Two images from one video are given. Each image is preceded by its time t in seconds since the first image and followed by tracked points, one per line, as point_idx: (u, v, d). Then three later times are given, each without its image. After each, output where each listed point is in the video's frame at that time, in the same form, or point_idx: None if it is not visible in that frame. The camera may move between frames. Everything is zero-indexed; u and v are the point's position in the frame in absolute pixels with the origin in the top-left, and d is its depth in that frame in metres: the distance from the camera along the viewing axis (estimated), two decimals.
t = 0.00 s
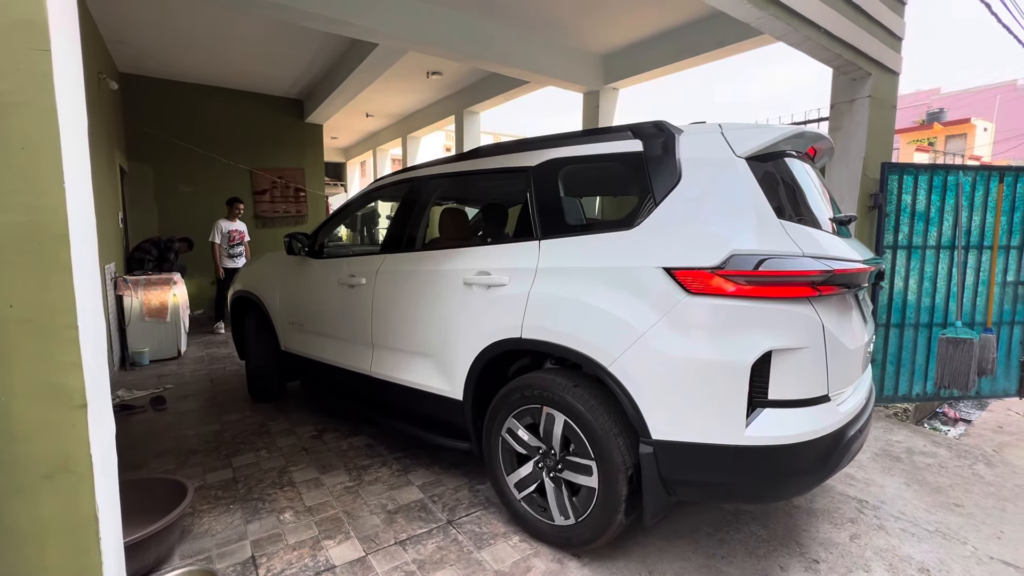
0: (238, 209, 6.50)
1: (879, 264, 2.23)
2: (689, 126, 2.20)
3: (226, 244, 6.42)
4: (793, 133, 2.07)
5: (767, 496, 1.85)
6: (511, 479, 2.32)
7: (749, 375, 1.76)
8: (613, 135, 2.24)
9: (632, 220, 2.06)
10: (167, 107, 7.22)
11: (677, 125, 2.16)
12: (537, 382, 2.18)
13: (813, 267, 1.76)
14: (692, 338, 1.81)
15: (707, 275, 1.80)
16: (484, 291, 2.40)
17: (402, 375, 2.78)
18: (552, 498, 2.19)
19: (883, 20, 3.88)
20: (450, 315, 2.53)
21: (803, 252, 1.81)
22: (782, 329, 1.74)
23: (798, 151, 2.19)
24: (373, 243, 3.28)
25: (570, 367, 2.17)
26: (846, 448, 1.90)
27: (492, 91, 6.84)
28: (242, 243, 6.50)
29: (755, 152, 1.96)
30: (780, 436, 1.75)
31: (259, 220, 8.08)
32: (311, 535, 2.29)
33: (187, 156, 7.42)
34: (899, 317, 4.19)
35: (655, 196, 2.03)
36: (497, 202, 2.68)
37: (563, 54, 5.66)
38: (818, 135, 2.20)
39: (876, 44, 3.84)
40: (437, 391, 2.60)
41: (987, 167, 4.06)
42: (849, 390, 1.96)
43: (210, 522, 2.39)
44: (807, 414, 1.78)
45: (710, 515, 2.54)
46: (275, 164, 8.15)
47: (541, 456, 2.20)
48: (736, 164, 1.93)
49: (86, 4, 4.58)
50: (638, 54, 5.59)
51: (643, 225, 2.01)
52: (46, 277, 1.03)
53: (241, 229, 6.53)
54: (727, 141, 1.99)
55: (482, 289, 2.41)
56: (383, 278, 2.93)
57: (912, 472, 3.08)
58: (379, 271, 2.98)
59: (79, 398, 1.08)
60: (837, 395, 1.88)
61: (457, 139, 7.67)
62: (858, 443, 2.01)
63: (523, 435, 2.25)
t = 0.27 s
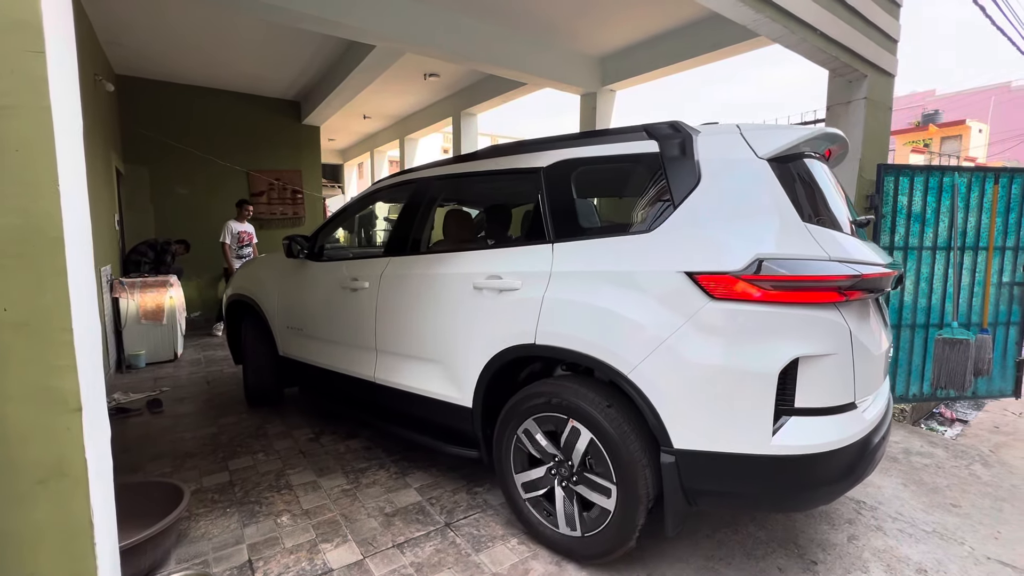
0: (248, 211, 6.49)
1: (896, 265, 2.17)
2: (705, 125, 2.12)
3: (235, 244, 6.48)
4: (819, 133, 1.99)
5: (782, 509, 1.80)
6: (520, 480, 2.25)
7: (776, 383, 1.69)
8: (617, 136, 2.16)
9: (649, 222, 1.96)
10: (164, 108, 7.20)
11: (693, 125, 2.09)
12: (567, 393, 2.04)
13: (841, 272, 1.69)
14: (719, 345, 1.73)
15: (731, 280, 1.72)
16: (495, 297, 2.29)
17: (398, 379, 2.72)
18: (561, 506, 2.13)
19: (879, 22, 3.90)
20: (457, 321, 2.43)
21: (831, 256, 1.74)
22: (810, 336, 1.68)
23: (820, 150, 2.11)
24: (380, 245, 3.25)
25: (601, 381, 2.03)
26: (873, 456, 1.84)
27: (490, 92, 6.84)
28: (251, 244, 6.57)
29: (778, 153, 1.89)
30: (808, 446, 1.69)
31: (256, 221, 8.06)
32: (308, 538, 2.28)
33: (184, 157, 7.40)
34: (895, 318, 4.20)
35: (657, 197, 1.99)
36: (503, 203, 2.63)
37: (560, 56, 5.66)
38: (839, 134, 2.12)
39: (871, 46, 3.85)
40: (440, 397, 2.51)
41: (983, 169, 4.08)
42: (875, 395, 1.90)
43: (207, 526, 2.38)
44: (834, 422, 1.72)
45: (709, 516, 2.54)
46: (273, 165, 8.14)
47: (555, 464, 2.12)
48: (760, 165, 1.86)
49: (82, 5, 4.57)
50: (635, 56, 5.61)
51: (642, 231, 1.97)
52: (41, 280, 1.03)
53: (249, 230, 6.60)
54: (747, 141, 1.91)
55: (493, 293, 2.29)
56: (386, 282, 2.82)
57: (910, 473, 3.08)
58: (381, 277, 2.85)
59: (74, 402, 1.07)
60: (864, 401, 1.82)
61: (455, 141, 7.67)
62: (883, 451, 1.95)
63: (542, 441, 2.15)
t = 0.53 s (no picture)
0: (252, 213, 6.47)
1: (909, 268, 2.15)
2: (716, 126, 2.08)
3: (239, 246, 6.44)
4: (838, 135, 1.96)
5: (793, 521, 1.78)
6: (529, 480, 2.21)
7: (803, 390, 1.65)
8: (609, 140, 2.16)
9: (668, 225, 1.91)
10: (160, 110, 7.18)
11: (709, 126, 2.04)
12: (601, 411, 1.94)
13: (866, 276, 1.67)
14: (743, 352, 1.69)
15: (754, 285, 1.68)
16: (507, 302, 2.23)
17: (395, 383, 2.69)
18: (568, 512, 2.09)
19: (873, 25, 3.93)
20: (465, 327, 2.37)
21: (854, 260, 1.71)
22: (837, 341, 1.65)
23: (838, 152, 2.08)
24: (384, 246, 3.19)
25: (636, 403, 1.94)
26: (895, 463, 1.81)
27: (487, 94, 6.85)
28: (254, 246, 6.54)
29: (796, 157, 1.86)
30: (830, 453, 1.65)
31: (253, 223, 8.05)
32: (306, 541, 2.27)
33: (181, 159, 7.39)
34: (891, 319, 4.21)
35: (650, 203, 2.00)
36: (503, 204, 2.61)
37: (557, 58, 5.67)
38: (858, 135, 2.09)
39: (866, 48, 3.87)
40: (443, 403, 2.48)
41: (977, 170, 4.11)
42: (896, 401, 1.87)
43: (204, 529, 2.37)
44: (859, 428, 1.69)
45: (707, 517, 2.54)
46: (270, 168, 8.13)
47: (570, 473, 2.07)
48: (780, 169, 1.82)
49: (78, 7, 4.56)
50: (631, 58, 5.62)
51: (633, 237, 1.99)
52: (37, 283, 1.03)
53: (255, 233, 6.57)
54: (766, 144, 1.88)
55: (505, 298, 2.24)
56: (390, 284, 2.75)
57: (906, 472, 3.10)
58: (387, 279, 2.77)
59: (70, 405, 1.07)
60: (887, 406, 1.79)
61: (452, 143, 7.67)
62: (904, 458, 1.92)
63: (563, 449, 2.08)
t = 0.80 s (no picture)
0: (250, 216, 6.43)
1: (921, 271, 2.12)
2: (727, 127, 2.05)
3: (236, 248, 6.41)
4: (855, 138, 1.92)
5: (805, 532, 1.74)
6: (536, 479, 2.14)
7: (825, 398, 1.60)
8: (603, 144, 2.16)
9: (683, 230, 1.85)
10: (156, 112, 7.16)
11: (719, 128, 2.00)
12: (630, 427, 1.84)
13: (888, 283, 1.62)
14: (761, 361, 1.64)
15: (774, 291, 1.63)
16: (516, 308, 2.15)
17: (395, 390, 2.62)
18: (574, 515, 2.05)
19: (867, 27, 3.95)
20: (470, 332, 2.29)
21: (875, 266, 1.67)
22: (861, 349, 1.60)
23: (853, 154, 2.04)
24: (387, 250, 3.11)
25: (663, 422, 1.85)
26: (913, 471, 1.78)
27: (484, 96, 6.86)
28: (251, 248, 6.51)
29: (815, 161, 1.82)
30: (852, 463, 1.61)
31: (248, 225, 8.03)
32: (304, 544, 2.27)
33: (176, 161, 7.37)
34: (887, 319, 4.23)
35: (645, 207, 1.99)
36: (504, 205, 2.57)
37: (554, 60, 5.69)
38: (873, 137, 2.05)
39: (861, 50, 3.89)
40: (451, 411, 2.38)
41: (970, 171, 4.13)
42: (914, 408, 1.83)
43: (201, 533, 2.36)
44: (881, 437, 1.65)
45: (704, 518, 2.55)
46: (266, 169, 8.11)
47: (581, 481, 2.01)
48: (799, 172, 1.77)
49: (72, 8, 4.54)
50: (627, 59, 5.64)
51: (625, 243, 1.97)
52: (34, 286, 1.02)
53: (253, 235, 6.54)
54: (783, 148, 1.84)
55: (514, 304, 2.16)
56: (392, 290, 2.66)
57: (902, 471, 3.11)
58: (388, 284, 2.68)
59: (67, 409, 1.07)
60: (907, 414, 1.75)
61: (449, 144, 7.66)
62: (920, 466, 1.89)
63: (578, 456, 2.00)
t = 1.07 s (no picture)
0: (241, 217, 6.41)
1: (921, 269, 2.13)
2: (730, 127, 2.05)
3: (226, 249, 6.36)
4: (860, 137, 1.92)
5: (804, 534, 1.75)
6: (539, 477, 2.13)
7: (833, 397, 1.60)
8: (597, 144, 2.18)
9: (688, 229, 1.84)
10: (150, 112, 7.13)
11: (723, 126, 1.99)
12: (643, 435, 1.82)
13: (896, 282, 1.62)
14: (768, 360, 1.63)
15: (781, 290, 1.62)
16: (519, 308, 2.14)
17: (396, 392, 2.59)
18: (577, 516, 2.04)
19: (860, 28, 3.98)
20: (472, 333, 2.28)
21: (882, 264, 1.67)
22: (870, 348, 1.59)
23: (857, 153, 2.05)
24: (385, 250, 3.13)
25: (675, 432, 1.83)
26: (920, 470, 1.78)
27: (480, 97, 6.86)
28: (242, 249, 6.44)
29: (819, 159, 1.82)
30: (860, 461, 1.60)
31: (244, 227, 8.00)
32: (301, 546, 2.26)
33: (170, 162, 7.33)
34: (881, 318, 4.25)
35: (641, 206, 2.00)
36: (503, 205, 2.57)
37: (550, 60, 5.69)
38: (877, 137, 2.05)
39: (854, 51, 3.91)
40: (452, 413, 2.37)
41: (963, 171, 4.16)
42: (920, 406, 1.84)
43: (196, 536, 2.34)
44: (889, 436, 1.65)
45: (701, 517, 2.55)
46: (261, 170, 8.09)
47: (587, 482, 1.99)
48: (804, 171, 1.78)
49: (65, 8, 4.51)
50: (623, 60, 5.66)
51: (621, 244, 1.99)
52: (28, 287, 1.01)
53: (244, 237, 6.49)
54: (789, 146, 1.83)
55: (517, 304, 2.15)
56: (393, 292, 2.63)
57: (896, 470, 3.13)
58: (389, 285, 2.66)
59: (62, 411, 1.06)
60: (914, 412, 1.76)
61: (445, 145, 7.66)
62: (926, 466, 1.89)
63: (586, 459, 1.98)
